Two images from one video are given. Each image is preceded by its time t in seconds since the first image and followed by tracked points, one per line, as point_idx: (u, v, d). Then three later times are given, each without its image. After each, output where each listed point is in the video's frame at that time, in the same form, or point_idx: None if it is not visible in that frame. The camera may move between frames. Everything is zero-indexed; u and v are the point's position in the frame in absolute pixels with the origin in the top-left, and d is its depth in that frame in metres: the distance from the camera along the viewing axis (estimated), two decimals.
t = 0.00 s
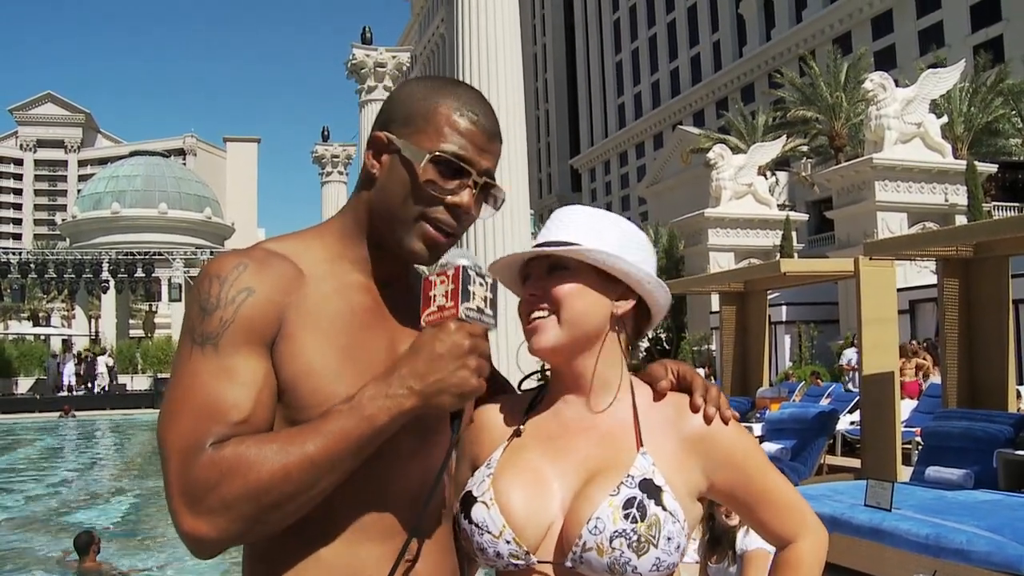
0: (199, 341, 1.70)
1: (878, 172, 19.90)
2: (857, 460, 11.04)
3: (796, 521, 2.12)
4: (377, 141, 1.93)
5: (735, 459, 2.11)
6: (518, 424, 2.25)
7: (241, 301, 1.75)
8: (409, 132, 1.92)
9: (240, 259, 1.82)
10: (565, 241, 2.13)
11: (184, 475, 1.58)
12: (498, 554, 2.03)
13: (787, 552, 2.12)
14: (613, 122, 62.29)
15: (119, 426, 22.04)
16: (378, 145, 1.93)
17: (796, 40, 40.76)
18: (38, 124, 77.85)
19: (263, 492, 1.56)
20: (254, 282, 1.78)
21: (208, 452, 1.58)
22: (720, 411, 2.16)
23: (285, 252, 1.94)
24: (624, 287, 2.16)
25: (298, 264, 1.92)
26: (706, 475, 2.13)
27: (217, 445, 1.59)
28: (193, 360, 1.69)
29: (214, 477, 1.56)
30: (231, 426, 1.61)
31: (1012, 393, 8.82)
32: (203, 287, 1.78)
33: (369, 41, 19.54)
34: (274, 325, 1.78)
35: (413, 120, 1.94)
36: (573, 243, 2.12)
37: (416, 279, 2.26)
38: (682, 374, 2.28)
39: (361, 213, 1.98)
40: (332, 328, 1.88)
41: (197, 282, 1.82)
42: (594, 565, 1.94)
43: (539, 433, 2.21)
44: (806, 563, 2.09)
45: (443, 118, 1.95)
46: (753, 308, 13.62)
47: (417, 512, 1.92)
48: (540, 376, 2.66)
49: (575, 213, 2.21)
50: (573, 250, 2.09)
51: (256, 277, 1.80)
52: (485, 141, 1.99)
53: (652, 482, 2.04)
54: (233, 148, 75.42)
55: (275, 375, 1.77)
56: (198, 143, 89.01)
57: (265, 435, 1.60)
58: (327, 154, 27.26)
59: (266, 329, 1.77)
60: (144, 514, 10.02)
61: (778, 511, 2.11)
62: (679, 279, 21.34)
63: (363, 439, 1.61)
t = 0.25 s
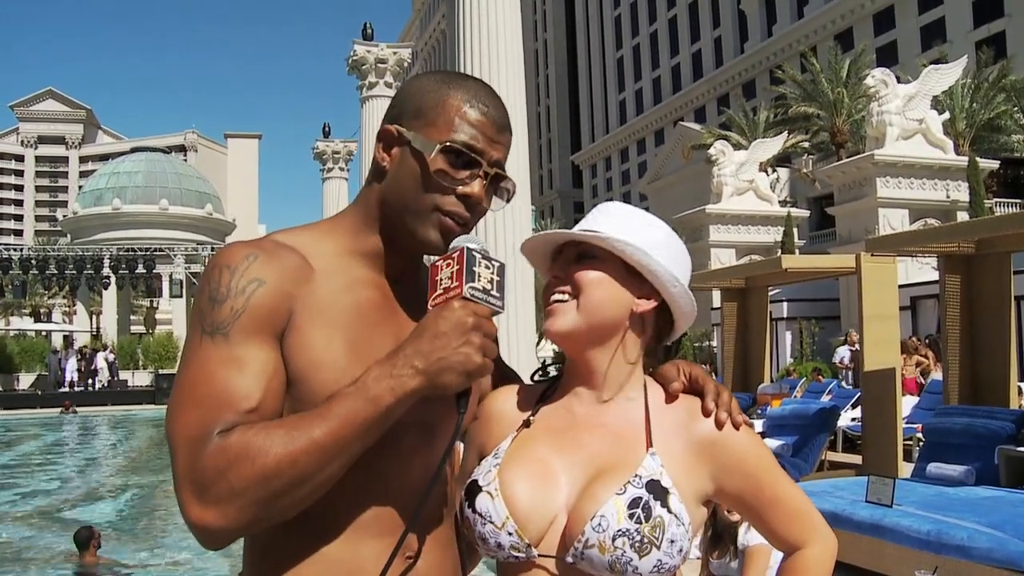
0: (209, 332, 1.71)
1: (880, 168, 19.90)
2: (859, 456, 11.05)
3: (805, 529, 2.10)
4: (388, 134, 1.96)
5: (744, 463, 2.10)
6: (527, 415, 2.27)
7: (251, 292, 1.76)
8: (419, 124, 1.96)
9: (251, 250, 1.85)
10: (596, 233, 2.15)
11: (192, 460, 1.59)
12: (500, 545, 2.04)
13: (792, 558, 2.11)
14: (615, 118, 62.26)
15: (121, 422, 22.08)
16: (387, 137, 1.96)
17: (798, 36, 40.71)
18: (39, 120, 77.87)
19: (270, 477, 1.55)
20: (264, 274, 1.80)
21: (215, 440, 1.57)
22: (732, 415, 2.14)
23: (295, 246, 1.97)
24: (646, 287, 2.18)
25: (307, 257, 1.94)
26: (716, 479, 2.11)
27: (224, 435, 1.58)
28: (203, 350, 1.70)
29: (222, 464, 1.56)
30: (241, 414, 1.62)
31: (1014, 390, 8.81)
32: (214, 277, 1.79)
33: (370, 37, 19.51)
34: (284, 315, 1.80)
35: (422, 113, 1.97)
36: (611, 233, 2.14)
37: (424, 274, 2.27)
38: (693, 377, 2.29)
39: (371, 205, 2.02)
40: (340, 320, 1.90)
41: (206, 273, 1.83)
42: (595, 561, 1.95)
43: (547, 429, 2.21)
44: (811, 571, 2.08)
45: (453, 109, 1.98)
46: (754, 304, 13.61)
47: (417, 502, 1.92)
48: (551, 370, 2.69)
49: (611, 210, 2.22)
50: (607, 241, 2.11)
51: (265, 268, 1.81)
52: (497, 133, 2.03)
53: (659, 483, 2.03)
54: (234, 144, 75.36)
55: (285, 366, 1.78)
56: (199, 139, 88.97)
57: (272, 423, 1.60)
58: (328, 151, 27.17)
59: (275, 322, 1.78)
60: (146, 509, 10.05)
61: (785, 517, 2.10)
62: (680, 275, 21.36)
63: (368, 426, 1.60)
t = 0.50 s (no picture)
0: (212, 327, 1.71)
1: (881, 165, 19.88)
2: (860, 453, 11.06)
3: (803, 521, 2.12)
4: (394, 129, 1.97)
5: (740, 458, 2.11)
6: (525, 412, 2.26)
7: (254, 287, 1.76)
8: (428, 118, 1.96)
9: (254, 245, 1.85)
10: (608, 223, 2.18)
11: (194, 456, 1.59)
12: (494, 550, 2.04)
13: (793, 552, 2.13)
14: (616, 114, 62.18)
15: (122, 418, 22.10)
16: (396, 132, 1.97)
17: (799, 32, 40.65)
18: (39, 116, 77.86)
19: (273, 474, 1.55)
20: (267, 268, 1.80)
21: (218, 436, 1.58)
22: (730, 411, 2.15)
23: (298, 240, 1.96)
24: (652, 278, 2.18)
25: (310, 252, 1.94)
26: (712, 474, 2.12)
27: (226, 431, 1.59)
28: (206, 346, 1.70)
29: (225, 460, 1.56)
30: (243, 410, 1.62)
31: (1015, 387, 8.80)
32: (218, 271, 1.80)
33: (371, 33, 19.47)
34: (288, 312, 1.80)
35: (430, 109, 1.98)
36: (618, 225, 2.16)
37: (428, 272, 2.27)
38: (692, 370, 2.29)
39: (377, 199, 2.03)
40: (344, 314, 1.90)
41: (209, 267, 1.83)
42: (590, 564, 1.95)
43: (546, 426, 2.21)
44: (812, 564, 2.10)
45: (459, 104, 1.99)
46: (755, 301, 13.62)
47: (418, 497, 1.93)
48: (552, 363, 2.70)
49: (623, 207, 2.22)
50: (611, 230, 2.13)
51: (268, 263, 1.81)
52: (505, 128, 2.03)
53: (653, 482, 2.03)
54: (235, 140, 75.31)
55: (288, 361, 1.78)
56: (200, 135, 88.91)
57: (274, 419, 1.60)
58: (329, 147, 27.14)
59: (278, 318, 1.78)
60: (147, 505, 10.05)
61: (783, 512, 2.11)
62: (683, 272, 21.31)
63: (370, 421, 1.60)
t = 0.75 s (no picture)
0: (212, 327, 1.71)
1: (882, 163, 19.85)
2: (860, 452, 11.06)
3: (805, 507, 2.06)
4: (391, 126, 1.97)
5: (734, 447, 2.07)
6: (518, 415, 2.26)
7: (255, 285, 1.76)
8: (424, 114, 1.96)
9: (254, 245, 1.84)
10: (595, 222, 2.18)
11: (197, 456, 1.59)
12: (496, 558, 2.06)
13: (798, 542, 2.06)
14: (617, 112, 62.12)
15: (122, 416, 22.11)
16: (392, 129, 1.97)
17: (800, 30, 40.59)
18: (40, 113, 77.89)
19: (275, 472, 1.55)
20: (267, 267, 1.80)
21: (219, 435, 1.58)
22: (719, 400, 2.13)
23: (297, 240, 1.96)
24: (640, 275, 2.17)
25: (311, 250, 1.94)
26: (705, 466, 2.10)
27: (228, 428, 1.58)
28: (206, 346, 1.70)
29: (226, 459, 1.56)
30: (246, 408, 1.62)
31: (1016, 385, 8.79)
32: (217, 271, 1.79)
33: (372, 31, 19.45)
34: (289, 311, 1.80)
35: (425, 106, 1.98)
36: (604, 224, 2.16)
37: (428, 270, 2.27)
38: (681, 362, 2.28)
39: (376, 197, 2.03)
40: (345, 313, 1.90)
41: (208, 268, 1.83)
42: (587, 568, 1.95)
43: (540, 428, 2.21)
44: (818, 550, 2.04)
45: (455, 98, 2.00)
46: (756, 299, 13.63)
47: (418, 494, 1.93)
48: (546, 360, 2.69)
49: (608, 201, 2.22)
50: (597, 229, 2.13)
51: (269, 261, 1.81)
52: (501, 121, 2.04)
53: (644, 480, 2.03)
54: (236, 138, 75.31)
55: (289, 360, 1.78)
56: (202, 133, 88.90)
57: (275, 418, 1.59)
58: (330, 144, 27.14)
59: (279, 316, 1.78)
60: (148, 503, 10.07)
61: (781, 499, 2.06)
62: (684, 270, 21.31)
63: (371, 416, 1.60)
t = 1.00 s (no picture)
0: (220, 327, 1.70)
1: (884, 165, 19.85)
2: (861, 453, 11.06)
3: (803, 509, 2.06)
4: (397, 129, 1.97)
5: (736, 447, 2.07)
6: (518, 416, 2.26)
7: (264, 286, 1.76)
8: (427, 117, 1.97)
9: (262, 245, 1.85)
10: (584, 226, 2.17)
11: (203, 456, 1.59)
12: (497, 554, 2.04)
13: (797, 542, 2.06)
14: (618, 114, 62.11)
15: (123, 417, 22.12)
16: (398, 131, 1.97)
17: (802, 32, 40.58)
18: (41, 114, 77.94)
19: (281, 472, 1.55)
20: (277, 267, 1.80)
21: (225, 436, 1.57)
22: (719, 400, 2.13)
23: (303, 240, 1.95)
24: (634, 280, 2.15)
25: (318, 251, 1.95)
26: (707, 466, 2.10)
27: (234, 429, 1.58)
28: (213, 343, 1.69)
29: (233, 459, 1.55)
30: (254, 407, 1.62)
31: (1017, 387, 8.78)
32: (226, 272, 1.79)
33: (373, 32, 19.41)
34: (297, 311, 1.81)
35: (430, 106, 1.99)
36: (594, 228, 2.15)
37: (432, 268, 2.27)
38: (682, 363, 2.28)
39: (382, 199, 2.05)
40: (350, 315, 1.90)
41: (217, 268, 1.83)
42: (590, 562, 1.94)
43: (541, 426, 2.22)
44: (815, 549, 2.04)
45: (462, 101, 2.01)
46: (757, 300, 13.64)
47: (422, 494, 1.93)
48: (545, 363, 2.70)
49: (603, 197, 2.21)
50: (592, 233, 2.12)
51: (278, 261, 1.82)
52: (506, 122, 2.05)
53: (646, 474, 2.02)
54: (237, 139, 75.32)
55: (297, 363, 1.78)
56: (203, 134, 88.95)
57: (281, 415, 1.59)
58: (332, 145, 27.11)
59: (287, 317, 1.78)
60: (149, 504, 10.08)
61: (780, 496, 2.06)
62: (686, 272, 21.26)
63: (377, 413, 1.60)
